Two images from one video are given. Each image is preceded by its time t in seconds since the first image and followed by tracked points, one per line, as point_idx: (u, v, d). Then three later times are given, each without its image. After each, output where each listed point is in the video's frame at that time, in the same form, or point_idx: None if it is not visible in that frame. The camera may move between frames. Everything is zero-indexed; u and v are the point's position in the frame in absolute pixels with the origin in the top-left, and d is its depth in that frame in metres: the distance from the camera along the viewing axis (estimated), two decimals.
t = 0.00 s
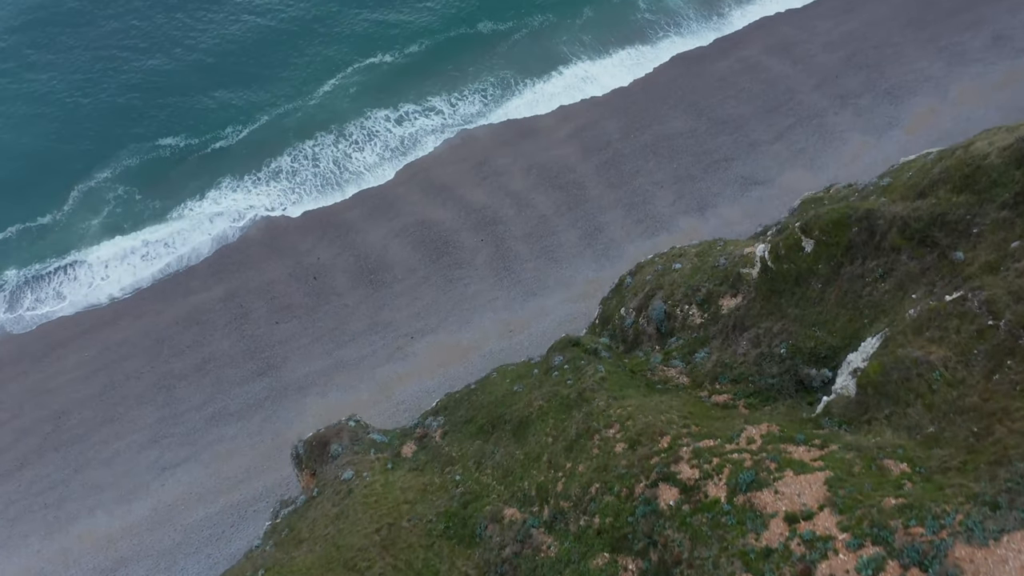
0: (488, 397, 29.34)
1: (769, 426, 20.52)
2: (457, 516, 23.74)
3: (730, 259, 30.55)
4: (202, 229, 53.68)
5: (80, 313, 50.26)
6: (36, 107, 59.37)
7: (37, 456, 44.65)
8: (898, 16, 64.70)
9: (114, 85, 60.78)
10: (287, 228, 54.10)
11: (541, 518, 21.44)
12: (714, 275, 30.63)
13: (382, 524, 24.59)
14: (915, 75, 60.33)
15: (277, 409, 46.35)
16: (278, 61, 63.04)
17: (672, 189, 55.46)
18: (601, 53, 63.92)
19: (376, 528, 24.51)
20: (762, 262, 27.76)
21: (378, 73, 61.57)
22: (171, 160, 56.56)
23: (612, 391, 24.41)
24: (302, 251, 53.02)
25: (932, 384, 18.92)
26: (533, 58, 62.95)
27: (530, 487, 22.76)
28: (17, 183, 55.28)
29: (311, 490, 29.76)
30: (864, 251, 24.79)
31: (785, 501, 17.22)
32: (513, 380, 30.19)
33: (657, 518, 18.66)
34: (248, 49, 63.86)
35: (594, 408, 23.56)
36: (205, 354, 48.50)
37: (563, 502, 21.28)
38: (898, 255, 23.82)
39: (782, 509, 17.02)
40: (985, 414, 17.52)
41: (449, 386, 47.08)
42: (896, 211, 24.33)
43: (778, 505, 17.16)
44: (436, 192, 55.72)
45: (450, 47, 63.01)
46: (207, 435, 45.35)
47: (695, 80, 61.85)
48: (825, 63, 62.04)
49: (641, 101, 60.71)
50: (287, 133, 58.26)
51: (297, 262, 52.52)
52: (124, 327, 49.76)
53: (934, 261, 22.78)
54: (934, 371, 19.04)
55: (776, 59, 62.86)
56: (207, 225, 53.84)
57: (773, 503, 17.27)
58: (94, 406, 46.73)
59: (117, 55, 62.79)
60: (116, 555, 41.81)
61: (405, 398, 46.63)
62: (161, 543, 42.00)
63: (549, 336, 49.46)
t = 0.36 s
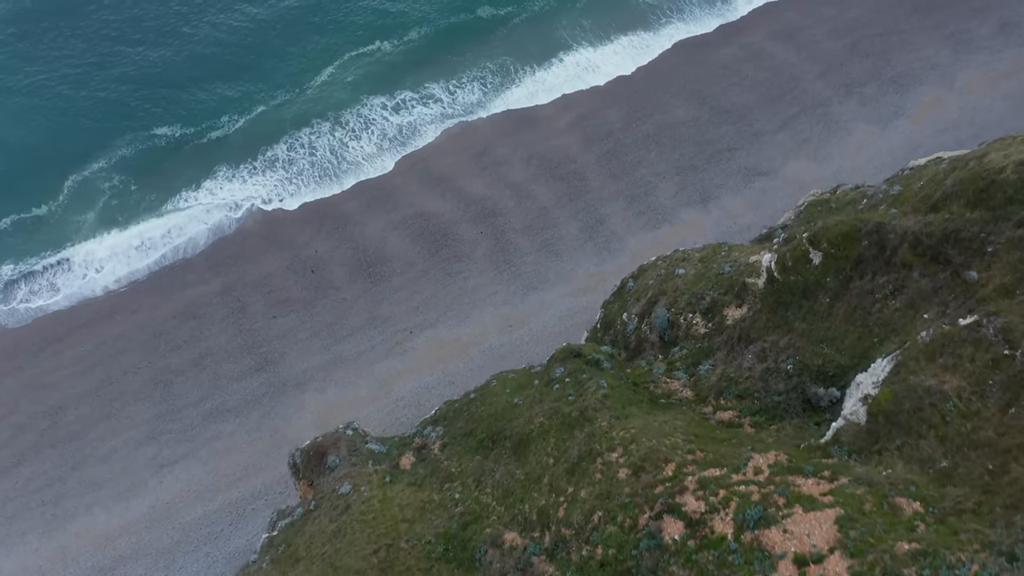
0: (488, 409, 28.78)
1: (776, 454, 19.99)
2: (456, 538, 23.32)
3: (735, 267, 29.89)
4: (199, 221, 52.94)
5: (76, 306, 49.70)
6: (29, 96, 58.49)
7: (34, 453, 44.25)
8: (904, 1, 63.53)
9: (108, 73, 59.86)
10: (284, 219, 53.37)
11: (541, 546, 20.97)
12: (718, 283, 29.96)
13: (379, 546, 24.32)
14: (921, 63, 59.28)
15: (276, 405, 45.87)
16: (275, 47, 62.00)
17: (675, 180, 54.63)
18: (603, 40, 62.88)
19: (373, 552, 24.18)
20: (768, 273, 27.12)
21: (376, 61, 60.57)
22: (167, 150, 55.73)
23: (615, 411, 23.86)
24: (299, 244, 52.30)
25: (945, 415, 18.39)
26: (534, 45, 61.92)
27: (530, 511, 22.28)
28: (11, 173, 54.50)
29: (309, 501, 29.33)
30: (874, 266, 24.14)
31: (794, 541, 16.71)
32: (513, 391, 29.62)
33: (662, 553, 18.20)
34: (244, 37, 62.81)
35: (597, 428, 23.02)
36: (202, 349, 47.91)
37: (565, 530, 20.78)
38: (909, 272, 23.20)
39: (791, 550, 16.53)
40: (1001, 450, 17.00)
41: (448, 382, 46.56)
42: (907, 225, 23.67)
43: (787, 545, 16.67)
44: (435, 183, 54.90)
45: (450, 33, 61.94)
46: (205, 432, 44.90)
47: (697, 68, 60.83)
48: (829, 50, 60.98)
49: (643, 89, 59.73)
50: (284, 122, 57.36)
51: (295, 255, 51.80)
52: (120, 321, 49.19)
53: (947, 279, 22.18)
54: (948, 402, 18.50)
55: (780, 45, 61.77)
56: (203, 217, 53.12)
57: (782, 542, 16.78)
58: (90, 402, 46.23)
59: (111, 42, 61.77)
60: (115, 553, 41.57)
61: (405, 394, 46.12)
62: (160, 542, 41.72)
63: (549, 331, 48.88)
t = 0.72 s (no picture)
0: (487, 423, 28.26)
1: (782, 484, 19.63)
2: (456, 562, 22.96)
3: (740, 275, 29.14)
4: (194, 213, 52.20)
5: (72, 299, 49.10)
6: (23, 85, 57.59)
7: (31, 450, 43.83)
8: None
9: (103, 61, 58.93)
10: (281, 212, 52.61)
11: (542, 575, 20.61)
12: (722, 292, 29.16)
13: (378, 567, 24.02)
14: (928, 51, 58.23)
15: (274, 401, 45.23)
16: (271, 34, 60.96)
17: (678, 171, 53.69)
18: (605, 27, 61.85)
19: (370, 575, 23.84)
20: (774, 285, 26.53)
21: (374, 48, 59.60)
22: (162, 140, 54.88)
23: (618, 432, 23.45)
24: (297, 237, 51.54)
25: (958, 449, 17.91)
26: (535, 32, 60.90)
27: (530, 536, 21.88)
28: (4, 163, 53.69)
29: (306, 515, 28.82)
30: (884, 282, 23.54)
31: None
32: (513, 403, 29.11)
33: None
34: (240, 24, 61.74)
35: (599, 450, 22.59)
36: (199, 344, 47.28)
37: (566, 558, 20.40)
38: (920, 290, 22.62)
39: None
40: (1016, 489, 16.63)
41: (448, 377, 45.61)
42: (918, 241, 23.02)
43: None
44: (434, 173, 54.06)
45: (450, 20, 60.91)
46: (203, 428, 44.33)
47: (701, 55, 59.82)
48: (834, 37, 59.92)
49: (646, 78, 58.75)
50: (281, 111, 56.46)
51: (292, 248, 51.06)
52: (117, 315, 48.57)
53: (959, 299, 21.59)
54: (961, 435, 17.99)
55: (784, 33, 60.75)
56: (199, 208, 52.37)
57: None
58: (87, 397, 45.68)
59: (106, 30, 60.80)
60: (112, 551, 41.16)
61: (405, 389, 45.27)
62: (158, 540, 41.20)
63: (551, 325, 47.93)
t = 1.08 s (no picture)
0: (487, 436, 27.82)
1: (788, 516, 19.36)
2: None
3: (744, 285, 28.42)
4: (191, 205, 51.53)
5: (68, 293, 48.54)
6: (17, 74, 56.66)
7: (29, 447, 43.45)
8: None
9: (97, 49, 57.98)
10: (278, 204, 51.88)
11: None
12: (727, 303, 28.45)
13: None
14: (934, 38, 57.20)
15: (272, 397, 44.76)
16: (268, 20, 59.87)
17: (680, 161, 52.83)
18: (607, 14, 60.81)
19: None
20: (780, 298, 25.98)
21: (372, 35, 58.60)
22: (158, 129, 54.07)
23: (620, 454, 23.06)
24: (295, 229, 50.83)
25: (970, 485, 17.52)
26: (536, 19, 59.88)
27: (530, 563, 21.62)
28: None
29: (304, 529, 28.41)
30: (893, 300, 23.00)
31: None
32: (514, 415, 28.65)
33: None
34: (236, 12, 60.70)
35: (601, 473, 22.24)
36: (197, 338, 46.73)
37: None
38: (931, 311, 22.09)
39: None
40: None
41: (448, 373, 45.08)
42: (930, 259, 22.44)
43: None
44: (432, 164, 53.26)
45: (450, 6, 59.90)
46: (201, 425, 43.93)
47: (703, 43, 58.82)
48: (839, 24, 58.87)
49: (648, 66, 57.79)
50: (278, 100, 55.58)
51: (290, 240, 50.38)
52: (114, 309, 48.03)
53: (971, 322, 21.05)
54: (973, 470, 17.61)
55: (788, 20, 59.72)
56: (195, 200, 51.70)
57: None
58: (84, 393, 45.21)
59: (101, 18, 59.82)
60: (112, 550, 40.87)
61: (404, 386, 44.81)
62: (158, 538, 40.94)
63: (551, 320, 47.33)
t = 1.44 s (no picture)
0: (487, 451, 27.43)
1: (794, 550, 19.38)
2: None
3: (750, 296, 27.47)
4: (187, 197, 50.85)
5: (64, 287, 47.96)
6: (10, 62, 55.75)
7: (27, 444, 43.13)
8: None
9: (92, 37, 57.01)
10: (275, 197, 51.13)
11: None
12: (731, 314, 27.52)
13: None
14: (940, 27, 56.17)
15: (271, 394, 44.25)
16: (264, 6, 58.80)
17: (682, 153, 51.98)
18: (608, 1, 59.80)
19: None
20: (786, 313, 25.38)
21: (370, 21, 57.59)
22: (154, 119, 53.25)
23: (623, 477, 23.07)
24: (292, 222, 50.07)
25: (980, 524, 17.23)
26: (536, 5, 58.87)
27: None
28: None
29: (300, 544, 27.98)
30: (902, 321, 22.53)
31: None
32: (514, 428, 28.26)
33: None
34: None
35: (603, 498, 22.42)
36: (194, 334, 46.15)
37: None
38: (941, 334, 21.59)
39: None
40: None
41: (448, 370, 44.50)
42: (941, 279, 21.91)
43: None
44: (431, 155, 52.42)
45: None
46: (200, 422, 43.50)
47: (706, 30, 57.77)
48: (845, 12, 57.81)
49: (650, 54, 56.82)
50: (275, 88, 54.73)
51: (287, 234, 49.66)
52: (110, 304, 47.45)
53: (983, 348, 20.57)
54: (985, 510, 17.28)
55: (793, 7, 58.63)
56: (191, 192, 51.03)
57: None
58: (82, 389, 44.79)
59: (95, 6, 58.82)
60: (111, 548, 40.62)
61: (404, 382, 44.23)
62: (157, 536, 40.68)
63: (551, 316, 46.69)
